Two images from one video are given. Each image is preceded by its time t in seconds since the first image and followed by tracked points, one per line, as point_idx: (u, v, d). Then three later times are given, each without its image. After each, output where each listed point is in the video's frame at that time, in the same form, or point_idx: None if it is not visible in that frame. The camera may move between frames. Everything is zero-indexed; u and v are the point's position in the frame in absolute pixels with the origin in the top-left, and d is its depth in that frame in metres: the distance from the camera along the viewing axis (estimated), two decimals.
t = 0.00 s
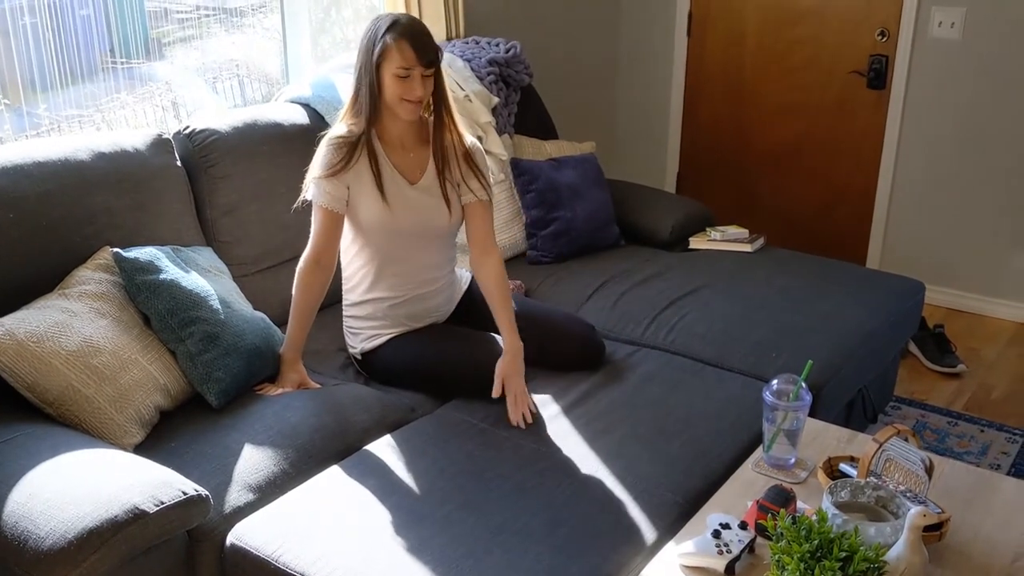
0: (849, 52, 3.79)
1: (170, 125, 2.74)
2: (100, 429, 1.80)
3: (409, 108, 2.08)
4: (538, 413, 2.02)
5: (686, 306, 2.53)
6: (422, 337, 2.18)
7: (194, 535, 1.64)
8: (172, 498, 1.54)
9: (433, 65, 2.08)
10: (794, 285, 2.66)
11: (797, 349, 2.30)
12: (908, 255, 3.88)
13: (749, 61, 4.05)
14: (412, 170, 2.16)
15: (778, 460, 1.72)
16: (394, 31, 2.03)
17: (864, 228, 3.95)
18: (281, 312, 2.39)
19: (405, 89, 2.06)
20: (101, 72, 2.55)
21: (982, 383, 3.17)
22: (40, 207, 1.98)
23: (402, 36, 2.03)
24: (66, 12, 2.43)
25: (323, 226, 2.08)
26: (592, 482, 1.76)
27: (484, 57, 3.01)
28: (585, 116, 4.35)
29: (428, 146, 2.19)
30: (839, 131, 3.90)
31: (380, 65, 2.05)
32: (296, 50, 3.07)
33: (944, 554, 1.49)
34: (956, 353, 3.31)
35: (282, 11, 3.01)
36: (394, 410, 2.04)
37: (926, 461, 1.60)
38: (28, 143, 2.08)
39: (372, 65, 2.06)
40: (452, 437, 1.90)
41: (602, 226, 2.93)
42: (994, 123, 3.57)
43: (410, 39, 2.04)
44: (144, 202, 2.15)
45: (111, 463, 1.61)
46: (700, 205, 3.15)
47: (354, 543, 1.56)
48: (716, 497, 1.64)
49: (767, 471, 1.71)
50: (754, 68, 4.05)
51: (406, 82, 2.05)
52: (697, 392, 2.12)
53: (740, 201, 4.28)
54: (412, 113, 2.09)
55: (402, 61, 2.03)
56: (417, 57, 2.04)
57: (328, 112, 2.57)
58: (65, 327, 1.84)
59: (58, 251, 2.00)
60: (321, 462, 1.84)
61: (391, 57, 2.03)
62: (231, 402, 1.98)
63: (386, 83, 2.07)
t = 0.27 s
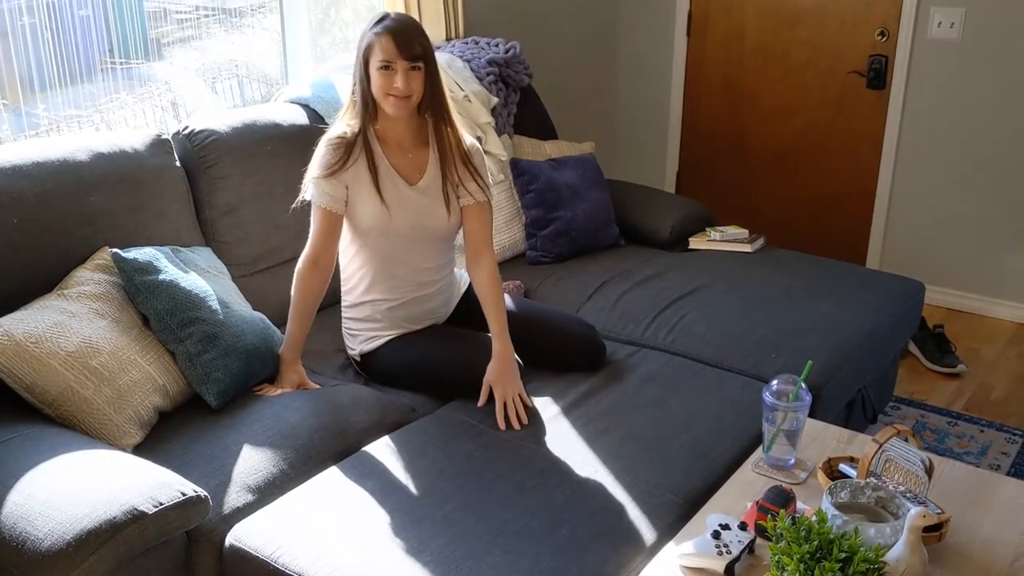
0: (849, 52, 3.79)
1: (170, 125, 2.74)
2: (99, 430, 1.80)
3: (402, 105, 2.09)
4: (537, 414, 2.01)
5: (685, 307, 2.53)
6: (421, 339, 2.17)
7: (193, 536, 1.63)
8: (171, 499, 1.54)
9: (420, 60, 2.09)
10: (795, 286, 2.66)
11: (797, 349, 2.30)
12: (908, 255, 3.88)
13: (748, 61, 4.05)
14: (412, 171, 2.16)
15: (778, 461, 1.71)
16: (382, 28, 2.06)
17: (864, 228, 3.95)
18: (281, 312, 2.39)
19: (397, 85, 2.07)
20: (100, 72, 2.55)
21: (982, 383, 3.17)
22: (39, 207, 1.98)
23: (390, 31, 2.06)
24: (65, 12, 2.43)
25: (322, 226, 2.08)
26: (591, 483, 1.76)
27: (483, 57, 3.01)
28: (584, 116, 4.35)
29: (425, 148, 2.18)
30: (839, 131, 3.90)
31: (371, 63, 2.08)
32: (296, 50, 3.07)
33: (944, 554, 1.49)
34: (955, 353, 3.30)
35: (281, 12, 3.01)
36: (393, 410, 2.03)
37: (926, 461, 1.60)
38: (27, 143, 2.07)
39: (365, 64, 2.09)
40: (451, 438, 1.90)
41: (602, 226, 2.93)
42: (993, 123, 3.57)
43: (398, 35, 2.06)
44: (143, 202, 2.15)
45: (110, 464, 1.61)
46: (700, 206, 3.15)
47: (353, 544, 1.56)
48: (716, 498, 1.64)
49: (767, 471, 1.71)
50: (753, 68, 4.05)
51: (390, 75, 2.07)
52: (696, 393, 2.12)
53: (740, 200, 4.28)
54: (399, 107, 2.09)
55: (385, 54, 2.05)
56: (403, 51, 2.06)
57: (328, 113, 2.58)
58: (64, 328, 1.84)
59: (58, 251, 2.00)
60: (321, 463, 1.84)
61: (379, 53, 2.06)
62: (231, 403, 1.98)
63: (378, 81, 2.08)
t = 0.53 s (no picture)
0: (848, 51, 3.78)
1: (169, 125, 2.74)
2: (96, 429, 1.79)
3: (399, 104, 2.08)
4: (536, 413, 2.01)
5: (685, 306, 2.53)
6: (419, 339, 2.17)
7: (191, 536, 1.63)
8: (168, 499, 1.54)
9: (416, 58, 2.09)
10: (794, 285, 2.66)
11: (796, 349, 2.29)
12: (907, 255, 3.88)
13: (748, 60, 4.05)
14: (408, 170, 2.15)
15: (777, 460, 1.71)
16: (379, 27, 2.06)
17: (864, 227, 3.95)
18: (279, 312, 2.38)
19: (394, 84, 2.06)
20: (100, 72, 2.55)
21: (981, 383, 3.17)
22: (37, 207, 1.98)
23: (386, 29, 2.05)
24: (65, 12, 2.42)
25: (319, 225, 2.08)
26: (589, 482, 1.76)
27: (482, 57, 3.00)
28: (584, 116, 4.35)
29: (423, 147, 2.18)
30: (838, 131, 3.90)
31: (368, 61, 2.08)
32: (295, 50, 3.06)
33: (943, 554, 1.48)
34: (955, 353, 3.30)
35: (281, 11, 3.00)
36: (391, 410, 2.03)
37: (925, 461, 1.60)
38: (25, 142, 2.07)
39: (361, 62, 2.09)
40: (450, 438, 1.90)
41: (601, 226, 2.93)
42: (993, 122, 3.57)
43: (394, 34, 2.05)
44: (141, 202, 2.15)
45: (108, 464, 1.61)
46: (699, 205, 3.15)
47: (352, 544, 1.56)
48: (715, 498, 1.64)
49: (767, 471, 1.71)
50: (752, 67, 4.05)
51: (386, 73, 2.06)
52: (696, 393, 2.12)
53: (739, 200, 4.28)
54: (395, 106, 2.09)
55: (382, 53, 2.05)
56: (399, 50, 2.06)
57: (327, 112, 2.58)
58: (62, 327, 1.84)
59: (56, 251, 1.99)
60: (319, 463, 1.83)
61: (376, 51, 2.06)
62: (229, 403, 1.98)
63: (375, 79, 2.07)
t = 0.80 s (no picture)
0: (847, 51, 3.78)
1: (168, 124, 2.73)
2: (94, 430, 1.79)
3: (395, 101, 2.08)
4: (534, 413, 2.01)
5: (683, 306, 2.52)
6: (417, 338, 2.17)
7: (188, 536, 1.63)
8: (166, 499, 1.54)
9: (410, 57, 2.09)
10: (793, 285, 2.65)
11: (795, 349, 2.29)
12: (907, 255, 3.87)
13: (747, 60, 4.04)
14: (404, 169, 2.15)
15: (776, 460, 1.71)
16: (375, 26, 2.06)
17: (863, 227, 3.94)
18: (277, 312, 2.38)
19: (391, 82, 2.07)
20: (98, 71, 2.54)
21: (981, 383, 3.16)
22: (35, 206, 1.97)
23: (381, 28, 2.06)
24: (63, 11, 2.42)
25: (315, 225, 2.07)
26: (588, 483, 1.75)
27: (481, 56, 3.00)
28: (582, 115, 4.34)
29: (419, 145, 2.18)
30: (837, 130, 3.90)
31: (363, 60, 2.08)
32: (294, 49, 3.06)
33: (943, 554, 1.48)
34: (954, 353, 3.30)
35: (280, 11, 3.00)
36: (389, 410, 2.03)
37: (924, 461, 1.60)
38: (22, 142, 2.07)
39: (355, 60, 2.08)
40: (448, 438, 1.90)
41: (600, 226, 2.92)
42: (993, 122, 3.57)
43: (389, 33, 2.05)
44: (139, 201, 2.14)
45: (105, 464, 1.61)
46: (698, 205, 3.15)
47: (349, 544, 1.55)
48: (713, 498, 1.63)
49: (765, 471, 1.70)
50: (752, 67, 4.04)
51: (380, 72, 2.06)
52: (695, 393, 2.11)
53: (738, 199, 4.27)
54: (388, 103, 2.09)
55: (376, 51, 2.05)
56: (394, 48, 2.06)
57: (325, 112, 2.58)
58: (59, 327, 1.83)
59: (53, 251, 1.99)
60: (316, 463, 1.83)
61: (370, 49, 2.06)
62: (227, 403, 1.97)
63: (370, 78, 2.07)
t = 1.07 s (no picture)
0: (845, 51, 3.78)
1: (167, 124, 2.73)
2: (91, 430, 1.79)
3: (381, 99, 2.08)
4: (531, 414, 2.01)
5: (681, 306, 2.52)
6: (415, 338, 2.17)
7: (185, 536, 1.63)
8: (162, 499, 1.54)
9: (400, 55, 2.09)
10: (791, 285, 2.65)
11: (793, 349, 2.29)
12: (905, 255, 3.87)
13: (745, 60, 4.04)
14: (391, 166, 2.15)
15: (773, 461, 1.71)
16: (352, 24, 2.06)
17: (861, 227, 3.95)
18: (274, 312, 2.38)
19: (376, 80, 2.06)
20: (96, 72, 2.54)
21: (979, 383, 3.16)
22: (31, 207, 1.97)
23: (362, 25, 2.06)
24: (61, 12, 2.42)
25: (306, 226, 2.08)
26: (585, 483, 1.75)
27: (479, 56, 3.00)
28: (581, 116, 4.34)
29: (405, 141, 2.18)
30: (835, 130, 3.90)
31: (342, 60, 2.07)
32: (292, 50, 3.06)
33: (939, 554, 1.48)
34: (952, 353, 3.30)
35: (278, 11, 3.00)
36: (387, 410, 2.02)
37: (920, 461, 1.60)
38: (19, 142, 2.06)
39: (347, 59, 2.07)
40: (445, 438, 1.90)
41: (598, 226, 2.92)
42: (991, 122, 3.57)
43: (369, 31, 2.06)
44: (136, 202, 2.14)
45: (101, 464, 1.61)
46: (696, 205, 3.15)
47: (346, 545, 1.55)
48: (710, 498, 1.63)
49: (762, 471, 1.70)
50: (749, 68, 4.05)
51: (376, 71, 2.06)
52: (692, 393, 2.11)
53: (737, 199, 4.28)
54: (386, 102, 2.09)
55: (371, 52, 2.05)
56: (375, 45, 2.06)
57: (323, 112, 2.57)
58: (55, 327, 1.83)
59: (50, 251, 1.99)
60: (313, 463, 1.83)
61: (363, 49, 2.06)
62: (224, 403, 1.97)
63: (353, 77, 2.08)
